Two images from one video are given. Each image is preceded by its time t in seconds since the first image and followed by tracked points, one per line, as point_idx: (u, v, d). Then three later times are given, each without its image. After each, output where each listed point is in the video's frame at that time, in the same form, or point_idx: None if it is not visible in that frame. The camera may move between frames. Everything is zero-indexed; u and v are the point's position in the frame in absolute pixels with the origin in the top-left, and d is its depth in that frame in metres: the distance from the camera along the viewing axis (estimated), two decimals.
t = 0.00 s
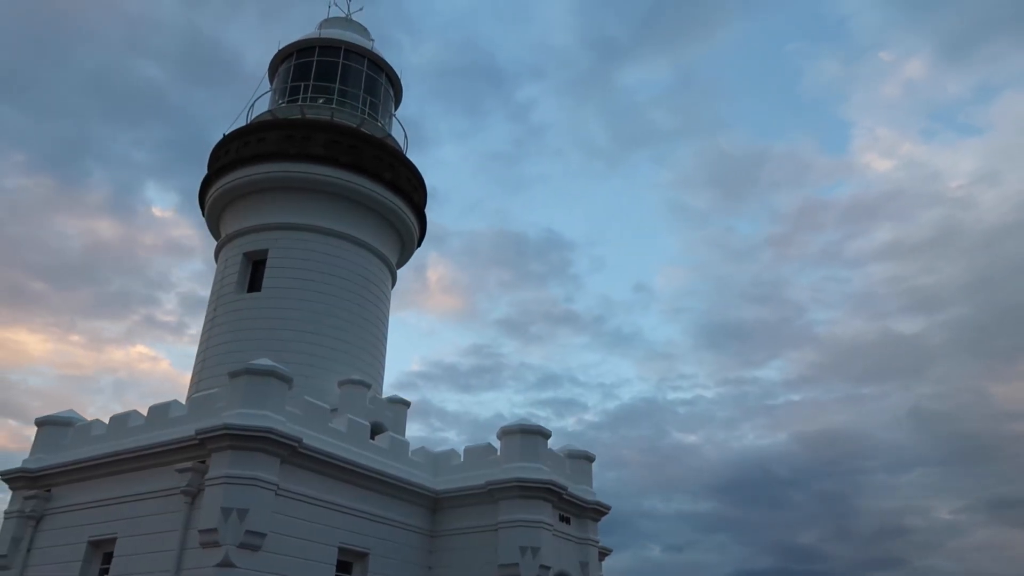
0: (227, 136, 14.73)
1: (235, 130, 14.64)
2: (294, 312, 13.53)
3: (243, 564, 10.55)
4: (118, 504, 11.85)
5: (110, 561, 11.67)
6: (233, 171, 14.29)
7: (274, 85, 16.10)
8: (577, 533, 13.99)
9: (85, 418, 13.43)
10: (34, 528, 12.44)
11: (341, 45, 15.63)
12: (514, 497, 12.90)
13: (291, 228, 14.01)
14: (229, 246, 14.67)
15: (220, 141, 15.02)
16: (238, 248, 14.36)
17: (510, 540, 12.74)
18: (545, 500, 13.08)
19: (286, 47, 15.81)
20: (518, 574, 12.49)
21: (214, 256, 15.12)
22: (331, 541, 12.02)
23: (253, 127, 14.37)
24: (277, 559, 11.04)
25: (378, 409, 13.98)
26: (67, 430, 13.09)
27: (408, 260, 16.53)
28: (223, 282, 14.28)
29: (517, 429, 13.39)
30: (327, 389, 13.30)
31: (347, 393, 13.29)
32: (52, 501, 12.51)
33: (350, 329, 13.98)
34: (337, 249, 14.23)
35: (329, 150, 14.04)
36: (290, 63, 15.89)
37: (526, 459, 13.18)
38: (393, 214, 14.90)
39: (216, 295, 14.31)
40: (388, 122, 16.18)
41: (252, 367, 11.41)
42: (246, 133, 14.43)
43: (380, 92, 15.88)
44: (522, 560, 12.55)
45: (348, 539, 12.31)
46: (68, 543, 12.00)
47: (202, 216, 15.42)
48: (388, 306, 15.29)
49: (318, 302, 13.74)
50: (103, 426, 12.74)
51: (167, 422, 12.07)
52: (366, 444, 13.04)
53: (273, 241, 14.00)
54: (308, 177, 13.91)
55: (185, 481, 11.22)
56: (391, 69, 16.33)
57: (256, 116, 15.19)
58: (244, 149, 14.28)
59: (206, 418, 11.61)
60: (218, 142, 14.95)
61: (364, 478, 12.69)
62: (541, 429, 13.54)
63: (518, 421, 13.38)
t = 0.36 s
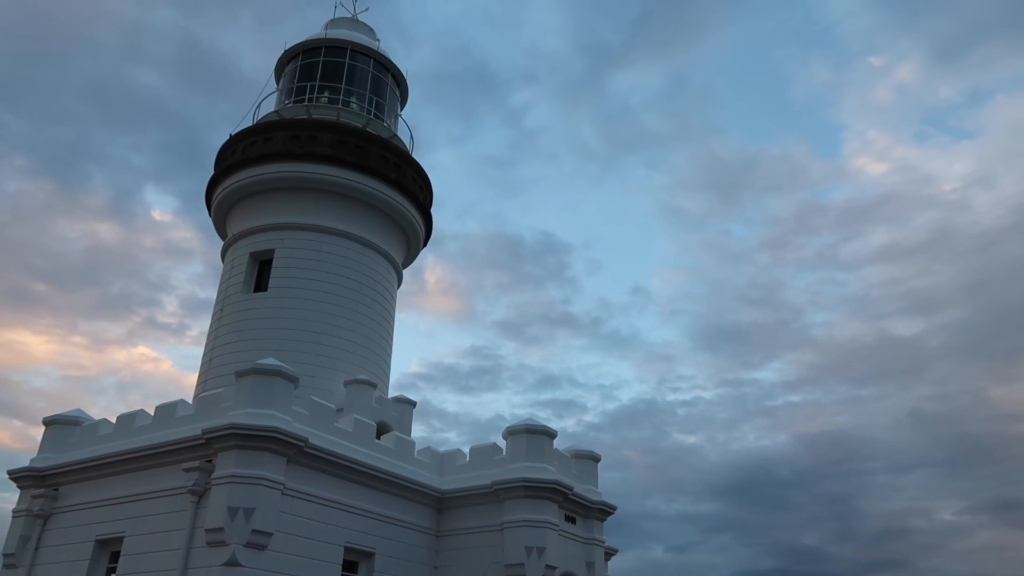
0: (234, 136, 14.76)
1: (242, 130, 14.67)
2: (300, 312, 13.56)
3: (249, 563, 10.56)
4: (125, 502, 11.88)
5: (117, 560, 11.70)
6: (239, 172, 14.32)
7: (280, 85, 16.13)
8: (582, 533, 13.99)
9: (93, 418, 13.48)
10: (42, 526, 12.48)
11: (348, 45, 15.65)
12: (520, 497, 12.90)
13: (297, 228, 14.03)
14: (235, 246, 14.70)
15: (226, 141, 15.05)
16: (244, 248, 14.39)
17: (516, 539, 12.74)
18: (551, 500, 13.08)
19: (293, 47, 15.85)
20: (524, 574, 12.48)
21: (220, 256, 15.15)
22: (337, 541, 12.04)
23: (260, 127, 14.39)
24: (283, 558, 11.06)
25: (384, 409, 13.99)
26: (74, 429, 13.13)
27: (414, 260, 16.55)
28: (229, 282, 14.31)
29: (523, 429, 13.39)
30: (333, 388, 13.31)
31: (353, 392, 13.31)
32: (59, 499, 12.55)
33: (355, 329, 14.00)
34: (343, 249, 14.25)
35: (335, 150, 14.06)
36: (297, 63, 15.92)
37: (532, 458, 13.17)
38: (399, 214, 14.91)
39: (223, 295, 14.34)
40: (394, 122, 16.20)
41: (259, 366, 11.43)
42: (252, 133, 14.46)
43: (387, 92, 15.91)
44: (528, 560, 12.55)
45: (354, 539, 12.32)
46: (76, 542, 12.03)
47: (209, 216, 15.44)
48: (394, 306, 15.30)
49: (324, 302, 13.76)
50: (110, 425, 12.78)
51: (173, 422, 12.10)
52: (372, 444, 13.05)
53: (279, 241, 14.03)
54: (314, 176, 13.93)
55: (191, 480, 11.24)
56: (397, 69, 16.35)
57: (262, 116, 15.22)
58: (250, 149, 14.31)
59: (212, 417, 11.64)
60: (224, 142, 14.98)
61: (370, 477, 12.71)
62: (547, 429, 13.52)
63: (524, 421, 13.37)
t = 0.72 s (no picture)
0: (241, 136, 14.79)
1: (249, 131, 14.70)
2: (307, 312, 13.58)
3: (256, 562, 10.59)
4: (133, 501, 11.92)
5: (125, 558, 11.74)
6: (246, 172, 14.35)
7: (287, 86, 16.17)
8: (589, 533, 14.00)
9: (101, 417, 13.52)
10: (51, 525, 12.53)
11: (354, 46, 15.68)
12: (526, 497, 12.91)
13: (303, 228, 14.06)
14: (242, 246, 14.74)
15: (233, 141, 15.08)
16: (251, 248, 14.43)
17: (523, 539, 12.75)
18: (557, 500, 13.09)
19: (300, 47, 15.88)
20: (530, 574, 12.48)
21: (227, 256, 15.19)
22: (343, 540, 12.06)
23: (267, 127, 14.43)
24: (290, 558, 11.08)
25: (391, 409, 14.00)
26: (82, 429, 13.18)
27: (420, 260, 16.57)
28: (236, 282, 14.35)
29: (529, 429, 13.39)
30: (340, 388, 13.33)
31: (360, 392, 13.32)
32: (68, 498, 12.60)
33: (362, 329, 14.02)
34: (349, 249, 14.27)
35: (341, 150, 14.08)
36: (303, 63, 15.95)
37: (538, 459, 13.17)
38: (405, 214, 14.93)
39: (230, 295, 14.38)
40: (401, 122, 16.23)
41: (266, 366, 11.45)
42: (259, 133, 14.49)
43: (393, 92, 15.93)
44: (534, 560, 12.55)
45: (361, 538, 12.34)
46: (84, 541, 12.07)
47: (215, 216, 15.48)
48: (400, 306, 15.32)
49: (331, 301, 13.78)
50: (118, 425, 12.82)
51: (181, 421, 12.13)
52: (379, 444, 13.07)
53: (286, 241, 14.06)
54: (320, 177, 13.96)
55: (199, 480, 11.27)
56: (403, 69, 16.37)
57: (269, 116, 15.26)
58: (257, 149, 14.34)
59: (220, 417, 11.66)
60: (231, 143, 15.02)
61: (376, 477, 12.72)
62: (553, 429, 13.51)
63: (530, 421, 13.36)
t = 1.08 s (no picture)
0: (247, 137, 14.83)
1: (255, 131, 14.73)
2: (313, 312, 13.61)
3: (263, 561, 10.61)
4: (140, 500, 11.95)
5: (132, 557, 11.77)
6: (253, 172, 14.38)
7: (294, 86, 16.20)
8: (595, 533, 14.00)
9: (108, 416, 13.57)
10: (58, 524, 12.57)
11: (360, 46, 15.70)
12: (532, 497, 12.91)
13: (310, 228, 14.09)
14: (249, 246, 14.76)
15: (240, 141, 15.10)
16: (258, 249, 14.46)
17: (529, 539, 12.76)
18: (563, 500, 13.09)
19: (306, 48, 15.92)
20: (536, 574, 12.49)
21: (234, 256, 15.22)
22: (350, 540, 12.08)
23: (273, 127, 14.46)
24: (296, 557, 11.10)
25: (397, 409, 14.02)
26: (89, 428, 13.22)
27: (426, 260, 16.59)
28: (243, 282, 14.37)
29: (535, 429, 13.39)
30: (346, 388, 13.35)
31: (366, 392, 13.34)
32: (76, 497, 12.64)
33: (368, 329, 14.04)
34: (356, 249, 14.29)
35: (347, 151, 14.11)
36: (310, 63, 15.98)
37: (544, 459, 13.18)
38: (411, 215, 14.95)
39: (236, 295, 14.41)
40: (406, 122, 16.25)
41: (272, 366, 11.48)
42: (265, 134, 14.52)
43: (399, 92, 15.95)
44: (540, 560, 12.55)
45: (367, 538, 12.36)
46: (92, 539, 12.11)
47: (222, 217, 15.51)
48: (406, 306, 15.34)
49: (337, 301, 13.81)
50: (126, 424, 12.86)
51: (188, 420, 12.16)
52: (385, 443, 13.09)
53: (292, 241, 14.09)
54: (326, 177, 13.98)
55: (205, 479, 11.30)
56: (409, 69, 16.39)
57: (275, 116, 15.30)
58: (264, 149, 14.37)
59: (226, 417, 11.69)
60: (237, 143, 15.05)
61: (382, 477, 12.75)
62: (559, 429, 13.51)
63: (536, 421, 13.37)
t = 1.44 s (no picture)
0: (255, 137, 14.86)
1: (262, 131, 14.76)
2: (320, 312, 13.63)
3: (270, 560, 10.63)
4: (148, 499, 11.99)
5: (140, 556, 11.81)
6: (260, 172, 14.41)
7: (300, 86, 16.24)
8: (601, 533, 14.00)
9: (116, 416, 13.62)
10: (67, 522, 12.62)
11: (367, 46, 15.73)
12: (538, 497, 12.92)
13: (317, 228, 14.11)
14: (256, 246, 14.79)
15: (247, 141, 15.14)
16: (265, 249, 14.49)
17: (535, 539, 12.76)
18: (569, 500, 13.09)
19: (312, 48, 15.95)
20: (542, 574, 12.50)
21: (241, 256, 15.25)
22: (356, 539, 12.09)
23: (280, 127, 14.49)
24: (303, 556, 11.12)
25: (403, 408, 14.04)
26: (98, 427, 13.27)
27: (432, 260, 16.60)
28: (250, 282, 14.41)
29: (541, 429, 13.39)
30: (353, 387, 13.36)
31: (372, 392, 13.36)
32: (84, 496, 12.69)
33: (375, 329, 14.05)
34: (362, 249, 14.31)
35: (354, 151, 14.13)
36: (316, 64, 16.02)
37: (550, 459, 13.17)
38: (418, 215, 14.97)
39: (243, 295, 14.44)
40: (413, 122, 16.27)
41: (279, 366, 11.51)
42: (272, 134, 14.56)
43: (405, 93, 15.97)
44: (546, 560, 12.56)
45: (373, 537, 12.38)
46: (100, 538, 12.15)
47: (229, 217, 15.55)
48: (412, 306, 15.36)
49: (344, 301, 13.83)
50: (133, 423, 12.91)
51: (195, 420, 12.19)
52: (391, 443, 13.11)
53: (299, 241, 14.12)
54: (333, 177, 14.01)
55: (213, 478, 11.33)
56: (415, 69, 16.41)
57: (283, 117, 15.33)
58: (271, 150, 14.40)
59: (234, 416, 11.71)
60: (244, 143, 15.08)
61: (389, 476, 12.76)
62: (565, 429, 13.50)
63: (542, 421, 13.36)
